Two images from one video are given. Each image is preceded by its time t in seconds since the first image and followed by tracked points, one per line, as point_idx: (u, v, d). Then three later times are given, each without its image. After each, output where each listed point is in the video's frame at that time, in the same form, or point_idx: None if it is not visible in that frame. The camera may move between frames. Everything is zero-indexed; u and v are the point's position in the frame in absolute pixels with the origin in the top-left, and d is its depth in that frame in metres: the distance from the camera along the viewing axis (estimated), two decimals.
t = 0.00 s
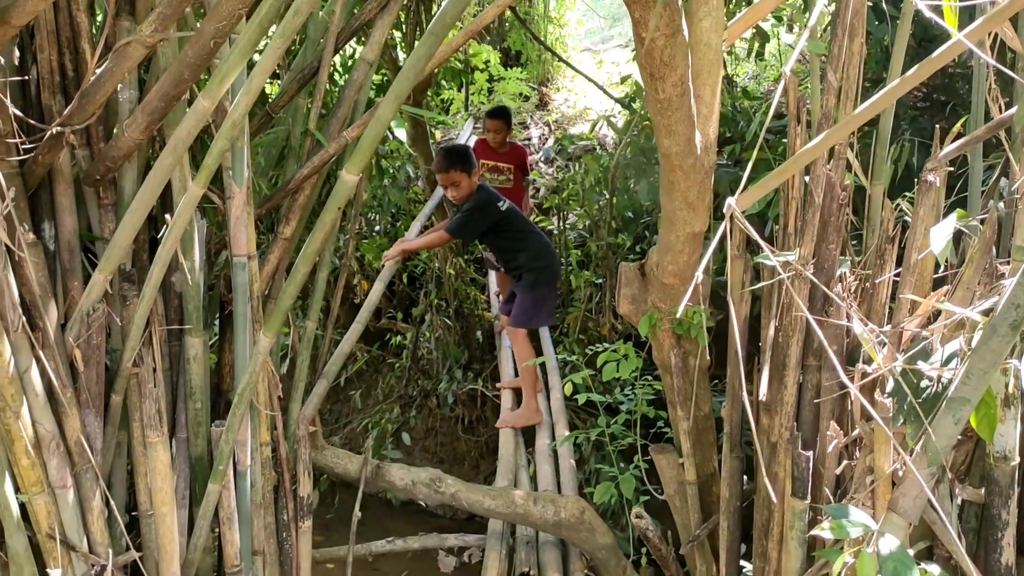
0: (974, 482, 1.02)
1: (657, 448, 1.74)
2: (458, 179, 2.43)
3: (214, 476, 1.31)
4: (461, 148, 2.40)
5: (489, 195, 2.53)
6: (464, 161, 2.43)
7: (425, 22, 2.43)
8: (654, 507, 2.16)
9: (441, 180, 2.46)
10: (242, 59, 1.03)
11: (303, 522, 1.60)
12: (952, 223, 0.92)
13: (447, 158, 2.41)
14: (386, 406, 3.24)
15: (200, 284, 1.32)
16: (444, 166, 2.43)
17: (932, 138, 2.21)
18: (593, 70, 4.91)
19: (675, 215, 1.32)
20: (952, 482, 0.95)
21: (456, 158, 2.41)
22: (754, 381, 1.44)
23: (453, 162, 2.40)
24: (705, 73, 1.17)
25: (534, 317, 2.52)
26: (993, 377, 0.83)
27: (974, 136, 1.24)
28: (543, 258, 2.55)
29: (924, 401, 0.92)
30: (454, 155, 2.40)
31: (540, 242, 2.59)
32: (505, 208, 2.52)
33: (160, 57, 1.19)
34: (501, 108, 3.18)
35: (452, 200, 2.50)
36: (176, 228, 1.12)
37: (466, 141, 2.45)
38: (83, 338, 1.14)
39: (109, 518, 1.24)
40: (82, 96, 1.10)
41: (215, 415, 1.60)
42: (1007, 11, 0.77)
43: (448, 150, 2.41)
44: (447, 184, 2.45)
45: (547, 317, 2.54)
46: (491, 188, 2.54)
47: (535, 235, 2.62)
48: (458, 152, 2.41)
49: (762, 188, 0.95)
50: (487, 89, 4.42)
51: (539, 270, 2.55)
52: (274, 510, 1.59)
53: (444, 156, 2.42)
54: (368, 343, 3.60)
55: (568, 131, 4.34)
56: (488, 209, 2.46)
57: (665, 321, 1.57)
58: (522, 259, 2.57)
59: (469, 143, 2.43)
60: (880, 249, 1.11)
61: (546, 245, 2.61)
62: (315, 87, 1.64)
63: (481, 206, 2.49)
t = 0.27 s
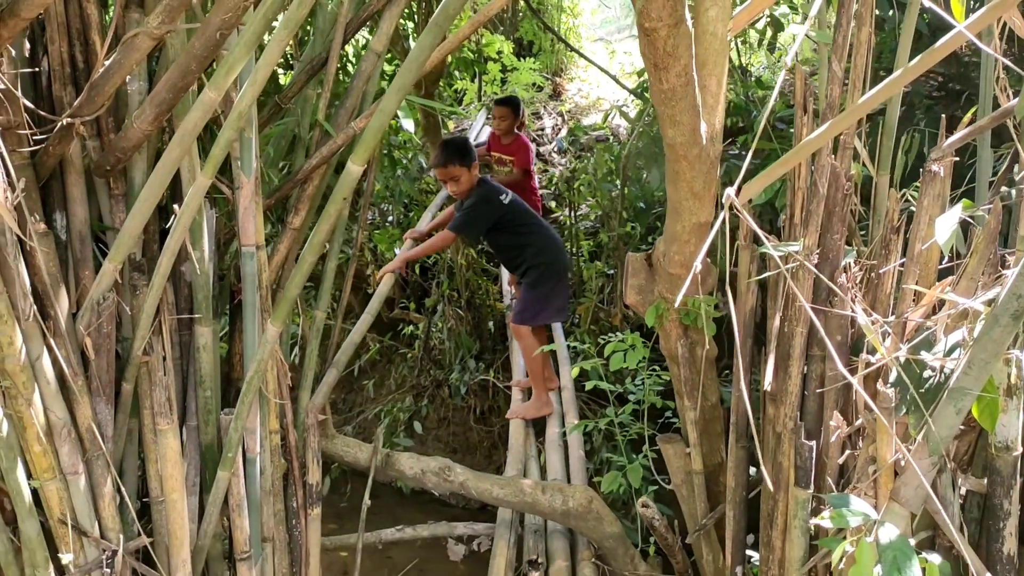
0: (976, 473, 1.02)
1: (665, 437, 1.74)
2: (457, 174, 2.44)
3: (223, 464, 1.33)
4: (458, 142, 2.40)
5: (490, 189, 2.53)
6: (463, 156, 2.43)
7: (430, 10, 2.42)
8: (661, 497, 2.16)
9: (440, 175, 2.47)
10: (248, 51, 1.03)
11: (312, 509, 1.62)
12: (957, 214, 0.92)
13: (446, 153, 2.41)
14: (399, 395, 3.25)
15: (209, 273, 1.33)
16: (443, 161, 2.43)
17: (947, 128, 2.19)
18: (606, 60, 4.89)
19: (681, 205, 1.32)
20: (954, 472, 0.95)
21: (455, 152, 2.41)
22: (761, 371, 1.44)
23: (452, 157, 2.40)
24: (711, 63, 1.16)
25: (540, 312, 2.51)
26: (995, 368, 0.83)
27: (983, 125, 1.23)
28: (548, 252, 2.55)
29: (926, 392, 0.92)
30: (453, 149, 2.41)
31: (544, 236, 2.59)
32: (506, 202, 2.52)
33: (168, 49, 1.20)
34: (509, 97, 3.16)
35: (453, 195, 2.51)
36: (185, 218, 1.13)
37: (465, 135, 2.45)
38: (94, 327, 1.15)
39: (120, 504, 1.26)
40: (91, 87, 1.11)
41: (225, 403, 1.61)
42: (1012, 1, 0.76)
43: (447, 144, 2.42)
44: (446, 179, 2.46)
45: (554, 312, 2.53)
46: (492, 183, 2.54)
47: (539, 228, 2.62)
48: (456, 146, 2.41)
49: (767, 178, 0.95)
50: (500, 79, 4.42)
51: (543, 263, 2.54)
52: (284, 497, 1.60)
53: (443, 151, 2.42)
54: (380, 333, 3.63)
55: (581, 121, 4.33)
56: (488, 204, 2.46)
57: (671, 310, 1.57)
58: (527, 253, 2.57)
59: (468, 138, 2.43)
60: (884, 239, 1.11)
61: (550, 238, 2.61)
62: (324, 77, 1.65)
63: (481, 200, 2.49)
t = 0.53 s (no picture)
0: (974, 467, 1.02)
1: (670, 432, 1.75)
2: (465, 171, 2.37)
3: (229, 456, 1.35)
4: (467, 139, 2.33)
5: (497, 185, 2.47)
6: (471, 152, 2.36)
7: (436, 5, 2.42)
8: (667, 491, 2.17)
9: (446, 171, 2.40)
10: (250, 48, 1.04)
11: (319, 502, 1.63)
12: (953, 209, 0.92)
13: (454, 150, 2.34)
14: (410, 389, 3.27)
15: (215, 268, 1.35)
16: (450, 157, 2.36)
17: (958, 122, 2.17)
18: (617, 54, 4.88)
19: (684, 201, 1.32)
20: (951, 467, 0.96)
21: (462, 149, 2.34)
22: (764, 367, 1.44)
23: (460, 154, 2.34)
24: (712, 59, 1.17)
25: (549, 311, 2.52)
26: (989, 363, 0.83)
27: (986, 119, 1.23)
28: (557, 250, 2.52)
29: (921, 387, 0.92)
30: (461, 146, 2.34)
31: (553, 233, 2.54)
32: (514, 199, 2.47)
33: (174, 46, 1.21)
34: (520, 93, 3.17)
35: (459, 191, 2.44)
36: (190, 213, 1.15)
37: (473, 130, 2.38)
38: (101, 321, 1.17)
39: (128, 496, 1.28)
40: (98, 85, 1.13)
41: (232, 397, 1.63)
42: None
43: (454, 140, 2.34)
44: (453, 176, 2.39)
45: (562, 309, 2.54)
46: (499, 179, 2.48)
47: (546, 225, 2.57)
48: (465, 143, 2.34)
49: (764, 174, 0.95)
50: (511, 74, 4.42)
51: (553, 262, 2.52)
52: (290, 489, 1.62)
53: (449, 147, 2.35)
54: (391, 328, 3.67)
55: (592, 116, 4.32)
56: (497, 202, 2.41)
57: (676, 306, 1.58)
58: (535, 250, 2.54)
59: (475, 133, 2.36)
60: (884, 234, 1.11)
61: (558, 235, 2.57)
62: (331, 74, 1.66)
63: (489, 197, 2.43)
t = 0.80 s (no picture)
0: (973, 460, 1.03)
1: (676, 425, 1.75)
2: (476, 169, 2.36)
3: (237, 447, 1.36)
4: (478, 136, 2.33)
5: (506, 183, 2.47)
6: (481, 150, 2.35)
7: None
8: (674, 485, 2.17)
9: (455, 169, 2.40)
10: (253, 44, 1.05)
11: (326, 493, 1.65)
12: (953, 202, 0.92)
13: (464, 147, 2.33)
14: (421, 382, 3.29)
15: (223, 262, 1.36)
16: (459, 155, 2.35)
17: (971, 116, 2.16)
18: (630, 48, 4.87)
19: (688, 194, 1.32)
20: (951, 460, 0.97)
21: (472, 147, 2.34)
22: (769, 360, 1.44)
23: (471, 152, 2.33)
24: (715, 54, 1.18)
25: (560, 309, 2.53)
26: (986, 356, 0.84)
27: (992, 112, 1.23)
28: (565, 250, 2.52)
29: (920, 380, 0.93)
30: (471, 143, 2.33)
31: (561, 233, 2.54)
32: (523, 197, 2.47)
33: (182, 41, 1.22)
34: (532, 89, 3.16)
35: (468, 190, 2.43)
36: (196, 207, 1.16)
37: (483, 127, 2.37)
38: (109, 313, 1.18)
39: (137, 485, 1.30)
40: (106, 80, 1.14)
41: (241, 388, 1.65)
42: None
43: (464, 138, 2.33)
44: (462, 175, 2.37)
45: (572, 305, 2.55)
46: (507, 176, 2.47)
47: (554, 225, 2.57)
48: (475, 141, 2.33)
49: (763, 168, 0.94)
50: (522, 68, 4.41)
51: (561, 262, 2.52)
52: (298, 480, 1.63)
53: (459, 144, 2.34)
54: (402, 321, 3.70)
55: (604, 110, 4.31)
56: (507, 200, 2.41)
57: (682, 299, 1.58)
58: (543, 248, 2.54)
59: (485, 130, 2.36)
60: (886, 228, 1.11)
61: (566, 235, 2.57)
62: (338, 68, 1.66)
63: (499, 196, 2.42)
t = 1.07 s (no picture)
0: (971, 451, 1.03)
1: (680, 417, 1.75)
2: (478, 174, 2.31)
3: (242, 436, 1.38)
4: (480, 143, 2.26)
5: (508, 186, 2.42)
6: (483, 155, 2.30)
7: None
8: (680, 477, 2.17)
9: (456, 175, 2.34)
10: (254, 36, 1.06)
11: (331, 483, 1.66)
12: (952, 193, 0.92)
13: (466, 153, 2.27)
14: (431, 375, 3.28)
15: (229, 253, 1.38)
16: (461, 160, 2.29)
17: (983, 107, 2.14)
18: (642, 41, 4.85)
19: (691, 186, 1.33)
20: (948, 450, 0.97)
21: (474, 152, 2.28)
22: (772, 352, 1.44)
23: (473, 157, 2.27)
24: (716, 46, 1.18)
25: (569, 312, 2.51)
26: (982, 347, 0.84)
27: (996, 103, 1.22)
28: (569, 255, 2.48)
29: (917, 370, 0.93)
30: (473, 148, 2.27)
31: (564, 237, 2.50)
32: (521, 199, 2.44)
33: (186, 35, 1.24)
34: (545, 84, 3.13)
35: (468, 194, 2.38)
36: (200, 199, 1.17)
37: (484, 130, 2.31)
38: (115, 304, 1.20)
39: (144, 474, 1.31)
40: (111, 73, 1.15)
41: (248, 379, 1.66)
42: None
43: (466, 142, 2.27)
44: (463, 180, 2.33)
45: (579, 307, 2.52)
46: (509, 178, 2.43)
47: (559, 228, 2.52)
48: (477, 146, 2.28)
49: (762, 159, 0.92)
50: (532, 61, 4.41)
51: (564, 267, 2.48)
52: (304, 470, 1.65)
53: (461, 149, 2.28)
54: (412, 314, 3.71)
55: (614, 103, 4.29)
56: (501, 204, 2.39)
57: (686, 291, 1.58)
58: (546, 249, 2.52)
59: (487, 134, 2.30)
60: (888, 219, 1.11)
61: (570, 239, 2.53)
62: (344, 61, 1.67)
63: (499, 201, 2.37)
